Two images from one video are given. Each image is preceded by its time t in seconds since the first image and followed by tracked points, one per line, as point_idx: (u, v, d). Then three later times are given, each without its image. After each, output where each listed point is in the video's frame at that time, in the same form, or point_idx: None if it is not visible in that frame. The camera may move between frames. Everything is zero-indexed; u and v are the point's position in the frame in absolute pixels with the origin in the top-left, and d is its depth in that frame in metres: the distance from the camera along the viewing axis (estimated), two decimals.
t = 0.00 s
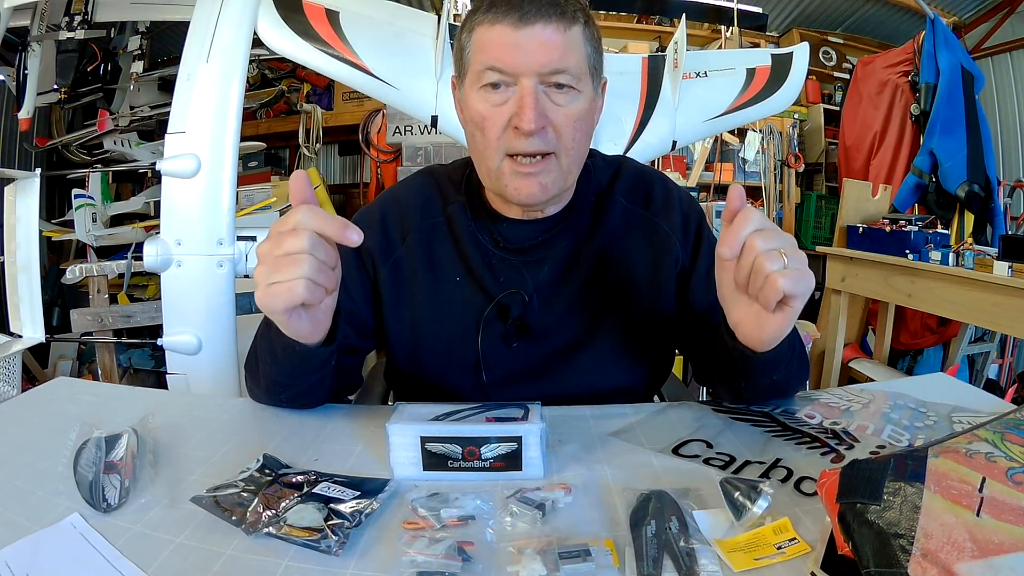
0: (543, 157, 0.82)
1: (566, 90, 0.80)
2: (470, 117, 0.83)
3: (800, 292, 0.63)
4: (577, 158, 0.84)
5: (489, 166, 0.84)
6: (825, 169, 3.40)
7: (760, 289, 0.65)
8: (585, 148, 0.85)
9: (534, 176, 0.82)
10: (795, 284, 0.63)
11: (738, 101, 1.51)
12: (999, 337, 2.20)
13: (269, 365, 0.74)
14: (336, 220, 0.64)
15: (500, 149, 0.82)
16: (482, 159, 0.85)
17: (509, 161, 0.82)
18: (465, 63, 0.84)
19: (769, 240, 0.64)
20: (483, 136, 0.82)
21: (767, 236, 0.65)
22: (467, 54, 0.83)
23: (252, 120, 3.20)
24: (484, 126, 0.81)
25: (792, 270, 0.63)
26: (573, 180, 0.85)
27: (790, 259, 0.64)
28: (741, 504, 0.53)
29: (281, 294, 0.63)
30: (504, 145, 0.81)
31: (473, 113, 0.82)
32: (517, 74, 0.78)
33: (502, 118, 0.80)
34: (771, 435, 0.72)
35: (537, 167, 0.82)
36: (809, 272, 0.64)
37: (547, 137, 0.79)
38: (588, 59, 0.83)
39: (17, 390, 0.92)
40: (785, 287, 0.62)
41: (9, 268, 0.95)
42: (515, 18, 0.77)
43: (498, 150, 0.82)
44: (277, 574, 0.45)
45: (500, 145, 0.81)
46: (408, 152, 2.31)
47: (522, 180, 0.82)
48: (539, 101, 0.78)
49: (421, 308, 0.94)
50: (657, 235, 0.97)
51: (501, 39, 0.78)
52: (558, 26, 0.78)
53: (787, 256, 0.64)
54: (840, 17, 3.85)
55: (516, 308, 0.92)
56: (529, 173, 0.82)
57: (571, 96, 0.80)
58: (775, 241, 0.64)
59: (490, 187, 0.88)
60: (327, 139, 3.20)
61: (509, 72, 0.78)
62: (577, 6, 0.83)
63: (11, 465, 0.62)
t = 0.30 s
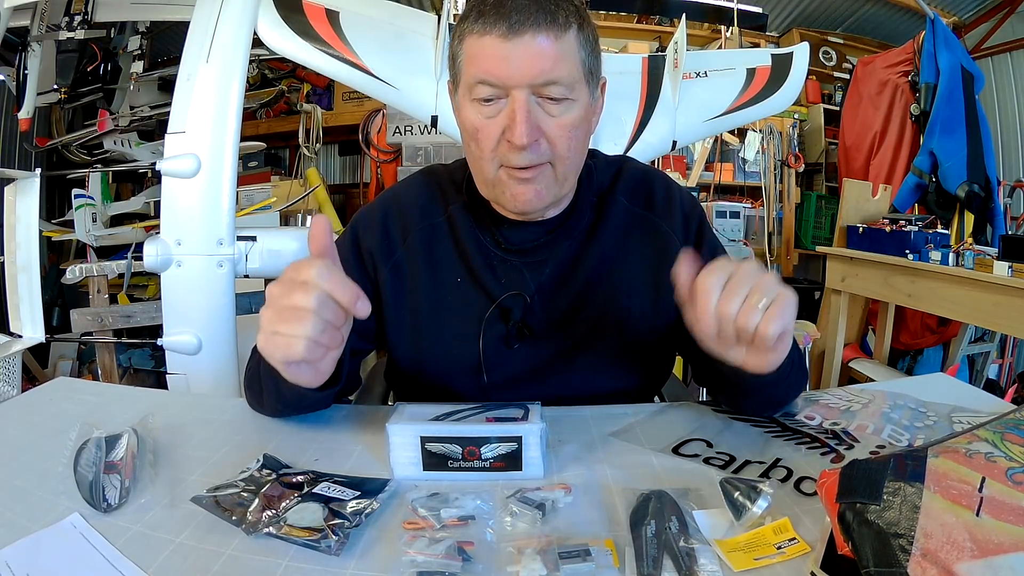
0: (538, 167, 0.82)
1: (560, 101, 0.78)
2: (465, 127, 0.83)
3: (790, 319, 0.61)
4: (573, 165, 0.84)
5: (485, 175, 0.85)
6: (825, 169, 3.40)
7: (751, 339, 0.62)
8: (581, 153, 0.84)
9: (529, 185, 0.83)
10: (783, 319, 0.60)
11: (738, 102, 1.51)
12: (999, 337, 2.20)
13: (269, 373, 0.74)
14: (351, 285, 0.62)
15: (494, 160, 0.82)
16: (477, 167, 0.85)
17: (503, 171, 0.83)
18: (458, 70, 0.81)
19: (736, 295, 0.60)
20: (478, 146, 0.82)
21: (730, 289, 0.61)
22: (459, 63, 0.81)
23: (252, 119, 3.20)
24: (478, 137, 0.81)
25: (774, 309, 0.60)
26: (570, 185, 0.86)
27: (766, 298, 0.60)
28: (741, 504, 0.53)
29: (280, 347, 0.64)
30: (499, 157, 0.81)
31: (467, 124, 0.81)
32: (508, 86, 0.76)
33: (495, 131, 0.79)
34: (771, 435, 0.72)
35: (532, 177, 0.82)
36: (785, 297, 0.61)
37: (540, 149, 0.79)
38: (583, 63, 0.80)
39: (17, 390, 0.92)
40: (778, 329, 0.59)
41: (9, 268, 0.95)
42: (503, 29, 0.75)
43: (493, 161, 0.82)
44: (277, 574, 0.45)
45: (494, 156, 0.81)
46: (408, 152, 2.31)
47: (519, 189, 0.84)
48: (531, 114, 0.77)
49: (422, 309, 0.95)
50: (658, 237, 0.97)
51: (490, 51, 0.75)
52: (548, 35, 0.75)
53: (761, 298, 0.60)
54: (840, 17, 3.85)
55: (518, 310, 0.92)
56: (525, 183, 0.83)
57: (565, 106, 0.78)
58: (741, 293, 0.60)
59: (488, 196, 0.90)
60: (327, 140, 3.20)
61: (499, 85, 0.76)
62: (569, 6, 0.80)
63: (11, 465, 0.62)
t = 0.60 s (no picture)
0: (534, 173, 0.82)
1: (557, 106, 0.78)
2: (460, 131, 0.82)
3: (770, 338, 0.63)
4: (571, 170, 0.84)
5: (482, 180, 0.85)
6: (825, 169, 3.40)
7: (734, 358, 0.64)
8: (578, 158, 0.85)
9: (524, 190, 0.83)
10: (763, 338, 0.62)
11: (738, 102, 1.51)
12: (999, 337, 2.20)
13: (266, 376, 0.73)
14: (351, 294, 0.63)
15: (490, 165, 0.82)
16: (474, 172, 0.85)
17: (499, 176, 0.83)
18: (454, 73, 0.81)
19: (714, 314, 0.63)
20: (473, 150, 0.82)
21: (708, 310, 0.63)
22: (455, 67, 0.80)
23: (252, 119, 3.20)
24: (474, 142, 0.81)
25: (752, 328, 0.63)
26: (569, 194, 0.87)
27: (744, 318, 0.63)
28: (740, 504, 0.53)
29: (287, 360, 0.65)
30: (494, 163, 0.81)
31: (463, 129, 0.81)
32: (503, 91, 0.76)
33: (490, 137, 0.79)
34: (771, 436, 0.72)
35: (528, 182, 0.83)
36: (764, 317, 0.64)
37: (537, 155, 0.80)
38: (581, 68, 0.80)
39: (17, 390, 0.92)
40: (758, 346, 0.62)
41: (9, 268, 0.95)
42: (499, 33, 0.74)
43: (488, 167, 0.82)
44: (277, 574, 0.45)
45: (490, 162, 0.82)
46: (408, 152, 2.31)
47: (515, 193, 0.84)
48: (527, 120, 0.77)
49: (419, 310, 0.95)
50: (656, 237, 0.97)
51: (485, 55, 0.75)
52: (545, 39, 0.75)
53: (740, 317, 0.63)
54: (840, 17, 3.86)
55: (515, 312, 0.92)
56: (521, 188, 0.83)
57: (561, 112, 0.78)
58: (719, 313, 0.63)
59: (485, 200, 0.90)
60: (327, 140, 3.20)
61: (495, 91, 0.76)
62: (566, 10, 0.80)
63: (11, 465, 0.62)
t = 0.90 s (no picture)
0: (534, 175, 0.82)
1: (558, 108, 0.78)
2: (460, 133, 0.82)
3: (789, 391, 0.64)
4: (571, 172, 0.84)
5: (481, 182, 0.85)
6: (825, 169, 3.40)
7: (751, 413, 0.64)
8: (578, 160, 0.85)
9: (524, 192, 0.83)
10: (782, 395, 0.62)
11: (738, 102, 1.51)
12: (999, 337, 2.20)
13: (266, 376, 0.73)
14: (358, 348, 0.60)
15: (489, 167, 0.82)
16: (473, 174, 0.85)
17: (499, 178, 0.83)
18: (453, 75, 0.81)
19: (734, 375, 0.62)
20: (473, 152, 0.82)
21: (727, 372, 0.62)
22: (454, 69, 0.80)
23: (252, 119, 3.20)
24: (473, 144, 0.81)
25: (772, 384, 0.63)
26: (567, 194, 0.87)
27: (764, 375, 0.63)
28: (740, 504, 0.53)
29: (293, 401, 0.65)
30: (493, 166, 0.81)
31: (462, 130, 0.81)
32: (503, 94, 0.76)
33: (490, 139, 0.79)
34: (771, 436, 0.72)
35: (528, 184, 0.83)
36: (781, 368, 0.64)
37: (537, 157, 0.79)
38: (581, 69, 0.80)
39: (18, 390, 0.92)
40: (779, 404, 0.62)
41: (9, 268, 0.96)
42: (498, 35, 0.74)
43: (488, 169, 0.82)
44: (277, 575, 0.45)
45: (489, 164, 0.82)
46: (408, 152, 2.31)
47: (515, 196, 0.84)
48: (527, 122, 0.77)
49: (419, 311, 0.95)
50: (657, 237, 0.97)
51: (485, 57, 0.75)
52: (545, 40, 0.75)
53: (759, 375, 0.63)
54: (840, 17, 3.85)
55: (515, 313, 0.92)
56: (521, 191, 0.83)
57: (562, 114, 0.78)
58: (738, 373, 0.62)
59: (484, 200, 0.90)
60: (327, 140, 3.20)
61: (495, 93, 0.76)
62: (566, 11, 0.80)
63: (11, 465, 0.62)
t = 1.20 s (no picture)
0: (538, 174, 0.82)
1: (564, 107, 0.78)
2: (463, 131, 0.82)
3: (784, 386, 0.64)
4: (574, 172, 0.84)
5: (484, 181, 0.85)
6: (825, 169, 3.40)
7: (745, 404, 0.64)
8: (581, 161, 0.85)
9: (529, 191, 0.83)
10: (776, 389, 0.63)
11: (738, 102, 1.51)
12: (999, 337, 2.20)
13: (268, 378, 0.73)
14: (364, 339, 0.61)
15: (493, 166, 0.82)
16: (476, 172, 0.85)
17: (503, 177, 0.83)
18: (457, 72, 0.81)
19: (732, 366, 0.62)
20: (477, 150, 0.82)
21: (725, 362, 0.62)
22: (459, 65, 0.80)
23: (252, 119, 3.20)
24: (478, 142, 0.81)
25: (768, 378, 0.63)
26: (569, 194, 0.86)
27: (761, 368, 0.63)
28: (740, 504, 0.53)
29: (293, 394, 0.65)
30: (498, 163, 0.81)
31: (466, 128, 0.81)
32: (509, 91, 0.76)
33: (495, 137, 0.79)
34: (771, 436, 0.72)
35: (531, 183, 0.82)
36: (779, 363, 0.64)
37: (542, 156, 0.79)
38: (587, 69, 0.80)
39: (17, 390, 0.91)
40: (774, 398, 0.63)
41: (9, 268, 0.96)
42: (506, 32, 0.74)
43: (492, 167, 0.82)
44: (277, 574, 0.45)
45: (494, 162, 0.81)
46: (408, 152, 2.31)
47: (518, 196, 0.84)
48: (532, 120, 0.77)
49: (419, 311, 0.95)
50: (657, 238, 0.97)
51: (492, 54, 0.75)
52: (553, 38, 0.75)
53: (756, 368, 0.63)
54: (840, 17, 3.85)
55: (515, 314, 0.92)
56: (525, 191, 0.83)
57: (568, 112, 0.78)
58: (736, 364, 0.62)
59: (486, 199, 0.89)
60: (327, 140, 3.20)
61: (501, 90, 0.76)
62: (573, 9, 0.80)
63: (10, 465, 0.62)
